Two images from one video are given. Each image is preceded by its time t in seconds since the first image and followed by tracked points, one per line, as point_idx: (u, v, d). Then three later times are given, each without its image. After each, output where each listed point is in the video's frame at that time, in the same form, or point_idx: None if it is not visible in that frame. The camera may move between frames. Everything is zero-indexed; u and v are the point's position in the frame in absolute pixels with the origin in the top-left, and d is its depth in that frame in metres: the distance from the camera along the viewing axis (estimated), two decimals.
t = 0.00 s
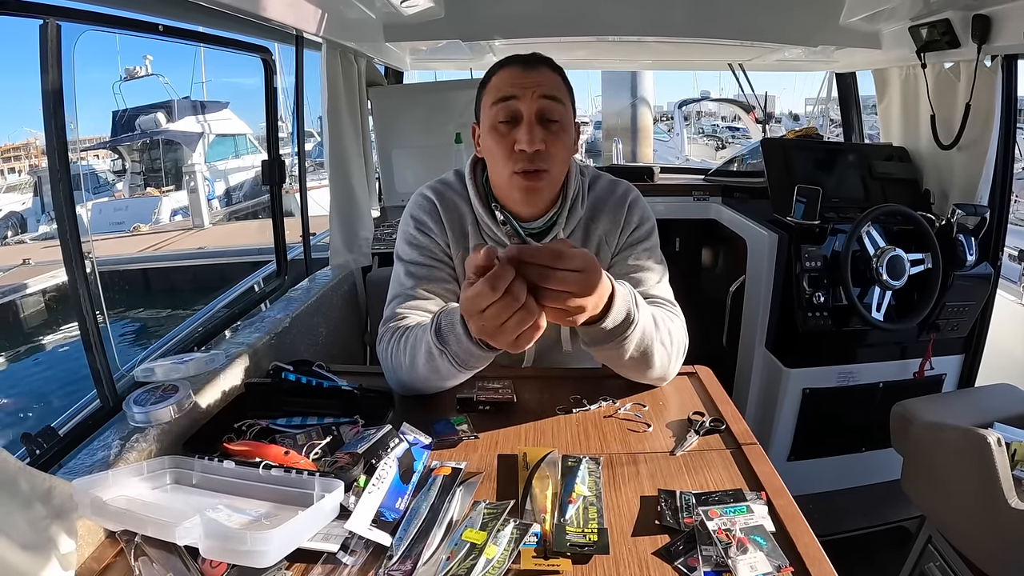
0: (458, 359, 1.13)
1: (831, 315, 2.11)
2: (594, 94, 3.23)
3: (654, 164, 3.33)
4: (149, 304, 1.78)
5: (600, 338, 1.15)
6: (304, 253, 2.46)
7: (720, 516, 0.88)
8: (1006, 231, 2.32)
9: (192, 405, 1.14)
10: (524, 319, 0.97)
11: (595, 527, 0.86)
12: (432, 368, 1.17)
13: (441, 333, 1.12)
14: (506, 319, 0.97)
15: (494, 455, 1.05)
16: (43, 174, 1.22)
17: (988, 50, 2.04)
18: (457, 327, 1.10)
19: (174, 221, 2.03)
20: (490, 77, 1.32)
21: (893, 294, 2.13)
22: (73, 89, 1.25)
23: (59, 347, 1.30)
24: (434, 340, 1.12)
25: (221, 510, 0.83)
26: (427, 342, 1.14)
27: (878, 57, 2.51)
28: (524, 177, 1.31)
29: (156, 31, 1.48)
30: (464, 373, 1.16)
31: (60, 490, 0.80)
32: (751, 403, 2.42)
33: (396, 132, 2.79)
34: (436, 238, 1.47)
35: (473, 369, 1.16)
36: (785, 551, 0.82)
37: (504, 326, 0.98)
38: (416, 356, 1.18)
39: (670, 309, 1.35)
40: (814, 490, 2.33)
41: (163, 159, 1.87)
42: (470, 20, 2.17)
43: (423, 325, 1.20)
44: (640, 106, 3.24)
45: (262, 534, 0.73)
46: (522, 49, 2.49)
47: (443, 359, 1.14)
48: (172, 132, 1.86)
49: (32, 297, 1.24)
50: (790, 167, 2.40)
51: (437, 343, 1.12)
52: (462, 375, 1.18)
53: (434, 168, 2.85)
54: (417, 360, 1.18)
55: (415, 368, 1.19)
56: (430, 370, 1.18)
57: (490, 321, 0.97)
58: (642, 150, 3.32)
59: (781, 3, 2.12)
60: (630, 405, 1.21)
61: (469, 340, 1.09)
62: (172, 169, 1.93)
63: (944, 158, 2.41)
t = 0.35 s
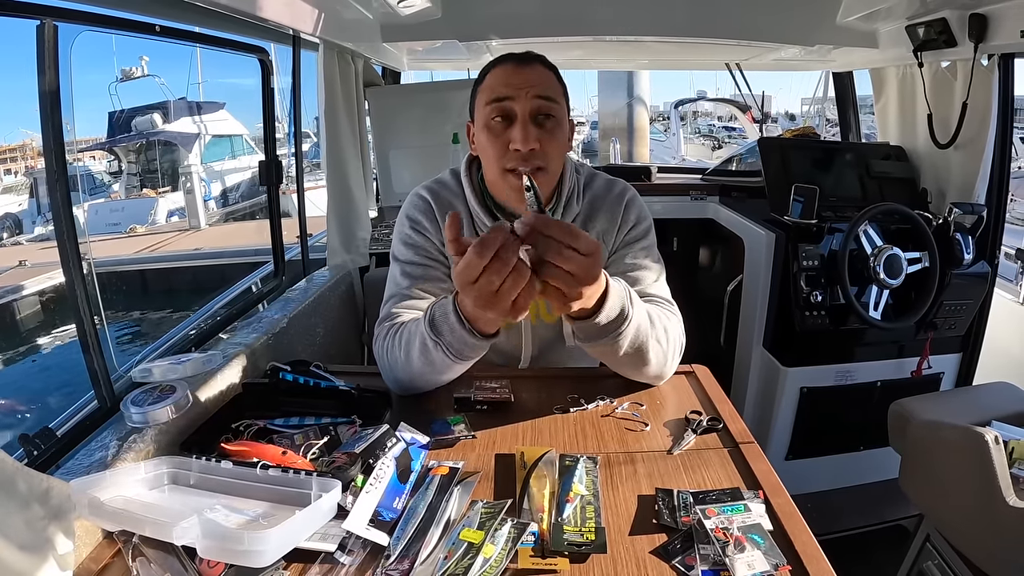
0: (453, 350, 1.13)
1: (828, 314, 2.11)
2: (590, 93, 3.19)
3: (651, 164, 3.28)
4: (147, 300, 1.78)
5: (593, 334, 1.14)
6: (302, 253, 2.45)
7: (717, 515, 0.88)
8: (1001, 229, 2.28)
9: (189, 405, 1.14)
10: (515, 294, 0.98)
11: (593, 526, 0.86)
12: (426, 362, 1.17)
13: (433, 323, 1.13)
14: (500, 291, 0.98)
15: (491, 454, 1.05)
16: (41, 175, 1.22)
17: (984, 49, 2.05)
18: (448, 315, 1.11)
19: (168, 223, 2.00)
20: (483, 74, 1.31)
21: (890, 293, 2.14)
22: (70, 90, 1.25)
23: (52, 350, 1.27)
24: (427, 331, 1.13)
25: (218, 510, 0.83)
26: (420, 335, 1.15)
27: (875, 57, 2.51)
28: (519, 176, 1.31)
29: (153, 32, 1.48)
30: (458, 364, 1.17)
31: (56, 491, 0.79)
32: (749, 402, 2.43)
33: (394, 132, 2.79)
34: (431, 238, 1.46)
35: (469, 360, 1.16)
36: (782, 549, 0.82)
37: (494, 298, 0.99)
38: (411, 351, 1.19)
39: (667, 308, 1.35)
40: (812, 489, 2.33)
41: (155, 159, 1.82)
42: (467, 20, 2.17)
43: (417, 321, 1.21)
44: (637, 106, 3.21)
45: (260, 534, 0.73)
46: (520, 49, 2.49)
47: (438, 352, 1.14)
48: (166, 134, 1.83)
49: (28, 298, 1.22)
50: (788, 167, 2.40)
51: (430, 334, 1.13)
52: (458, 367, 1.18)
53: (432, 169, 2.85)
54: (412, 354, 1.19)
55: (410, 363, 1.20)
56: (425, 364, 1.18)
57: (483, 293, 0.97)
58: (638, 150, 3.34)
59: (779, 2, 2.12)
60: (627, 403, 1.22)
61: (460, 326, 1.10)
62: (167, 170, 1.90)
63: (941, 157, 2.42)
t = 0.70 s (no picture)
0: (453, 366, 1.13)
1: (827, 314, 2.11)
2: (589, 94, 3.24)
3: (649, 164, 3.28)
4: (146, 302, 1.79)
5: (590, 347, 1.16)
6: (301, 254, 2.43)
7: (716, 514, 0.88)
8: (1000, 228, 2.28)
9: (189, 406, 1.13)
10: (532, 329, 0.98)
11: (592, 526, 0.87)
12: (425, 373, 1.17)
13: (435, 340, 1.13)
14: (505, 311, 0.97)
15: (490, 454, 1.06)
16: (41, 176, 1.22)
17: (982, 49, 2.05)
18: (450, 335, 1.10)
19: (167, 223, 2.08)
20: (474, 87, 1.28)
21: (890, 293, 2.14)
22: (70, 90, 1.25)
23: (53, 350, 1.28)
24: (428, 348, 1.13)
25: (218, 511, 0.83)
26: (421, 349, 1.14)
27: (874, 57, 2.52)
28: (512, 197, 1.33)
29: (154, 33, 1.48)
30: (457, 378, 1.17)
31: (56, 491, 0.79)
32: (748, 402, 2.43)
33: (393, 133, 2.79)
34: (430, 238, 1.48)
35: (468, 375, 1.16)
36: (781, 548, 0.83)
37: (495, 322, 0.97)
38: (411, 360, 1.18)
39: (665, 309, 1.36)
40: (812, 489, 2.33)
41: (157, 161, 1.88)
42: (467, 21, 2.18)
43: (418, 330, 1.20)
44: (635, 106, 3.26)
45: (259, 534, 0.73)
46: (519, 49, 2.49)
47: (439, 366, 1.14)
48: (165, 135, 1.86)
49: (26, 300, 1.22)
50: (787, 167, 2.40)
51: (431, 351, 1.13)
52: (457, 380, 1.18)
53: (431, 169, 2.86)
54: (411, 363, 1.19)
55: (409, 371, 1.20)
56: (424, 374, 1.18)
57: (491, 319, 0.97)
58: (635, 150, 3.31)
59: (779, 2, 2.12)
60: (626, 404, 1.22)
61: (460, 348, 1.10)
62: (166, 171, 1.95)
63: (940, 157, 2.42)
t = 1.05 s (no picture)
0: (457, 367, 1.12)
1: (827, 314, 2.11)
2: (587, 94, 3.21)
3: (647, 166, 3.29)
4: (144, 304, 1.79)
5: (598, 350, 1.17)
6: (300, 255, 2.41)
7: (716, 514, 0.88)
8: (1001, 225, 2.29)
9: (189, 407, 1.13)
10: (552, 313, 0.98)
11: (591, 526, 0.87)
12: (429, 372, 1.17)
13: (441, 338, 1.12)
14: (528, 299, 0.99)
15: (490, 454, 1.06)
16: (41, 178, 1.23)
17: (981, 49, 2.05)
18: (457, 331, 1.10)
19: (166, 226, 2.14)
20: (483, 83, 1.31)
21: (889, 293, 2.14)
22: (70, 92, 1.26)
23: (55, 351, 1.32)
24: (435, 344, 1.12)
25: (217, 511, 0.83)
26: (426, 346, 1.14)
27: (872, 57, 2.52)
28: (520, 189, 1.33)
29: (153, 34, 1.48)
30: (460, 379, 1.16)
31: (56, 492, 0.79)
32: (748, 402, 2.43)
33: (393, 134, 2.79)
34: (429, 240, 1.48)
35: (472, 377, 1.15)
36: (780, 548, 0.83)
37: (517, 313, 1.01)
38: (415, 358, 1.18)
39: (665, 309, 1.36)
40: (811, 489, 2.33)
41: (154, 163, 1.87)
42: (466, 22, 2.18)
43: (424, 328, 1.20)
44: (633, 107, 3.22)
45: (259, 534, 0.74)
46: (519, 51, 2.49)
47: (442, 366, 1.14)
48: (163, 137, 1.88)
49: (24, 302, 1.28)
50: (786, 167, 2.40)
51: (436, 350, 1.12)
52: (460, 381, 1.18)
53: (431, 170, 2.86)
54: (415, 362, 1.18)
55: (411, 369, 1.19)
56: (428, 374, 1.17)
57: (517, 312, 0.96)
58: (634, 151, 3.27)
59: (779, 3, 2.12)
60: (626, 404, 1.22)
61: (467, 345, 1.09)
62: (164, 173, 1.97)
63: (939, 157, 2.42)
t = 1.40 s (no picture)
0: (468, 381, 1.13)
1: (827, 315, 2.11)
2: (587, 95, 3.20)
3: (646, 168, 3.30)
4: (145, 307, 1.81)
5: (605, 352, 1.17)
6: (302, 258, 2.40)
7: (716, 516, 0.88)
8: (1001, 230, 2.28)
9: (190, 410, 1.14)
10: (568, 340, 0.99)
11: (592, 528, 0.87)
12: (437, 383, 1.17)
13: (452, 356, 1.12)
14: (536, 321, 1.02)
15: (491, 457, 1.06)
16: (43, 181, 1.23)
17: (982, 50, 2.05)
18: (469, 350, 1.11)
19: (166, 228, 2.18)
20: (493, 82, 1.30)
21: (890, 295, 2.14)
22: (71, 95, 1.27)
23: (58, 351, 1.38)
24: (445, 361, 1.13)
25: (219, 514, 0.84)
26: (435, 361, 1.14)
27: (872, 58, 2.52)
28: (520, 193, 1.34)
29: (155, 38, 1.49)
30: (468, 391, 1.17)
31: (58, 494, 0.79)
32: (748, 403, 2.43)
33: (394, 136, 2.80)
34: (432, 241, 1.48)
35: (480, 390, 1.16)
36: (781, 550, 0.83)
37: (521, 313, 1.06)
38: (422, 370, 1.18)
39: (667, 311, 1.36)
40: (812, 491, 2.33)
41: (153, 165, 1.88)
42: (466, 24, 2.18)
43: (430, 339, 1.19)
44: (632, 108, 3.17)
45: (261, 537, 0.74)
46: (519, 53, 2.50)
47: (453, 379, 1.14)
48: (164, 139, 1.91)
49: (24, 305, 1.37)
50: (787, 169, 2.40)
51: (447, 365, 1.13)
52: (468, 393, 1.18)
53: (432, 172, 2.86)
54: (423, 373, 1.18)
55: (419, 380, 1.20)
56: (436, 384, 1.18)
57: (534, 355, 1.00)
58: (633, 152, 3.23)
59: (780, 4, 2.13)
60: (626, 406, 1.22)
61: (479, 364, 1.10)
62: (165, 176, 2.00)
63: (939, 158, 2.43)
